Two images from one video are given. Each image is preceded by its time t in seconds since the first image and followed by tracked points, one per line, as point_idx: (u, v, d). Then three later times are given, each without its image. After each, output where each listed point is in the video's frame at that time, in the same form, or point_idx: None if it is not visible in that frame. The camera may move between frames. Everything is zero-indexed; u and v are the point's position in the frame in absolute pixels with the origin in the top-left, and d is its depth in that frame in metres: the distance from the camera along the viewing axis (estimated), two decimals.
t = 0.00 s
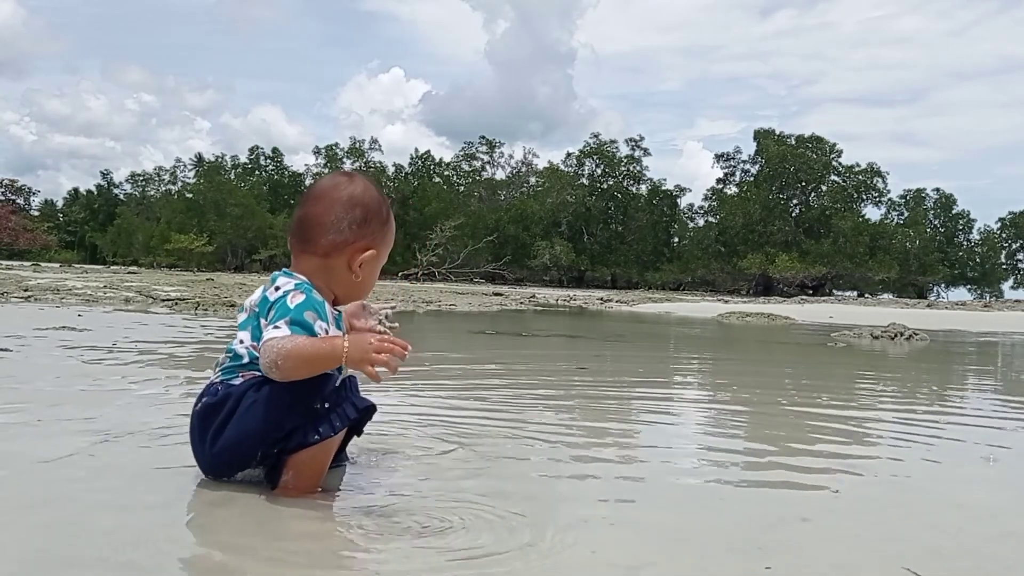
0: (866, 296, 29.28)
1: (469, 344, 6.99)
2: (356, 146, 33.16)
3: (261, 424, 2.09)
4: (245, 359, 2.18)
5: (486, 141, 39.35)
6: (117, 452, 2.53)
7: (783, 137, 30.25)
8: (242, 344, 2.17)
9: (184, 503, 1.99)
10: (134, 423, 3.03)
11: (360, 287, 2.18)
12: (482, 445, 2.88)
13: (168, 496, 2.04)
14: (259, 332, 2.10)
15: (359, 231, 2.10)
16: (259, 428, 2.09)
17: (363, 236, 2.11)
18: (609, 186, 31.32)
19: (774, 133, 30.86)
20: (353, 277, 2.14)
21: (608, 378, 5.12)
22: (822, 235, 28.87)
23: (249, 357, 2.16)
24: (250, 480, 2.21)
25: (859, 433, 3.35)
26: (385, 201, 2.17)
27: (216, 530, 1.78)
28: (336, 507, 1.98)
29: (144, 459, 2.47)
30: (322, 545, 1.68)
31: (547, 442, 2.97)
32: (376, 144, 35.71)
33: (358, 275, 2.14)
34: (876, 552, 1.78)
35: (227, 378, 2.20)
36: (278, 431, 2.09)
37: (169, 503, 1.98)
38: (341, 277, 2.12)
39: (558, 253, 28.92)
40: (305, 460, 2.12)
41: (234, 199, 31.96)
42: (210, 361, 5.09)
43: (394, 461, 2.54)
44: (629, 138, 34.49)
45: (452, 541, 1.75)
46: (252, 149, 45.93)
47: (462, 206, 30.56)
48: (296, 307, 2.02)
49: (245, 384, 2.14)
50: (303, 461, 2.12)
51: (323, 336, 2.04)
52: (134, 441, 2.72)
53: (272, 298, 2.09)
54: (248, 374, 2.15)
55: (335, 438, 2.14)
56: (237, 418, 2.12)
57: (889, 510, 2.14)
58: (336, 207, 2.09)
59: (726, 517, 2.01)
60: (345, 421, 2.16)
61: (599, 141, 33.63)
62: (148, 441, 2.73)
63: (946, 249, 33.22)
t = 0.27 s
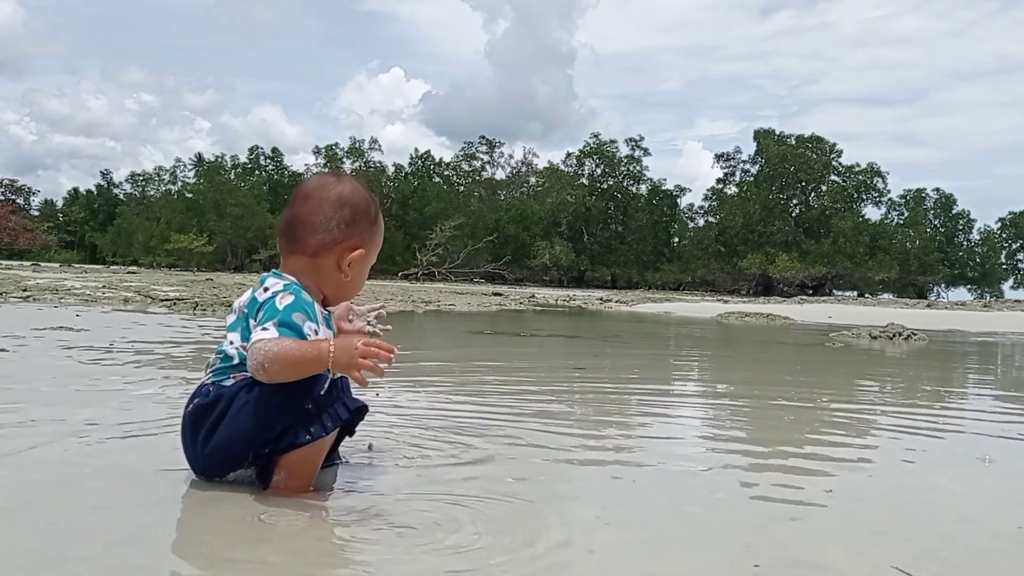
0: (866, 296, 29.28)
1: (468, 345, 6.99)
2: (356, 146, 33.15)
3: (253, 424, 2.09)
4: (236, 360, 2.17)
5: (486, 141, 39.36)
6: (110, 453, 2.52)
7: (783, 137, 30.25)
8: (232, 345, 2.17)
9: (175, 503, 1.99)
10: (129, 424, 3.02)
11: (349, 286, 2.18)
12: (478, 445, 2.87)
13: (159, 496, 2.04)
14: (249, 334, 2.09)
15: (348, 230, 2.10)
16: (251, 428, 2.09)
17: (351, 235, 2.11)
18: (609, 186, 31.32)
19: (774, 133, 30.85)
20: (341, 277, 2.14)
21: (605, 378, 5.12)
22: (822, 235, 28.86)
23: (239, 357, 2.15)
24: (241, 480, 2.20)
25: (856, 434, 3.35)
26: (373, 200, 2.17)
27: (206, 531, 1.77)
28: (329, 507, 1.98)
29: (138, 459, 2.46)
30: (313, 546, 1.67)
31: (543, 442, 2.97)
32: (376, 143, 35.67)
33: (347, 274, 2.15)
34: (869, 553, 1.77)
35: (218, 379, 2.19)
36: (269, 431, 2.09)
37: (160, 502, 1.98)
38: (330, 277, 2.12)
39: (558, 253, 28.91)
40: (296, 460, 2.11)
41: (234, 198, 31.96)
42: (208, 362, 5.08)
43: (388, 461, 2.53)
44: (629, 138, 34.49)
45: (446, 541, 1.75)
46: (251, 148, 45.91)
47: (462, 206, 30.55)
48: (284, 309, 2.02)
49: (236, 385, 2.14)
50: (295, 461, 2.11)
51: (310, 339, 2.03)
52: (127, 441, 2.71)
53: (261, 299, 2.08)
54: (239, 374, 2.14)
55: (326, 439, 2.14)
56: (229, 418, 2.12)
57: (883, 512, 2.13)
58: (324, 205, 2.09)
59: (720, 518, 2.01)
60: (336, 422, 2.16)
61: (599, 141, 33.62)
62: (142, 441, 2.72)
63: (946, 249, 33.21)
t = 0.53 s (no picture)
0: (866, 295, 29.28)
1: (466, 343, 6.98)
2: (356, 146, 33.13)
3: (247, 419, 2.09)
4: (229, 356, 2.17)
5: (486, 141, 39.36)
6: (105, 448, 2.52)
7: (783, 137, 30.24)
8: (226, 341, 2.17)
9: (170, 497, 1.99)
10: (124, 420, 3.02)
11: (343, 280, 2.17)
12: (474, 439, 2.86)
13: (154, 491, 2.03)
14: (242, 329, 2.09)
15: (339, 224, 2.09)
16: (245, 424, 2.09)
17: (343, 229, 2.10)
18: (609, 186, 31.32)
19: (774, 133, 30.84)
20: (333, 271, 2.13)
21: (604, 377, 5.11)
22: (822, 235, 28.85)
23: (233, 352, 2.15)
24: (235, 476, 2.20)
25: (853, 432, 3.34)
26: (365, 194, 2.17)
27: (202, 526, 1.77)
28: (323, 501, 1.98)
29: (132, 454, 2.46)
30: (306, 541, 1.67)
31: (539, 437, 2.96)
32: (376, 143, 35.65)
33: (339, 269, 2.14)
34: (864, 548, 1.77)
35: (212, 374, 2.19)
36: (264, 425, 2.09)
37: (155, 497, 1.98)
38: (321, 271, 2.12)
39: (558, 253, 28.91)
40: (290, 455, 2.12)
41: (234, 198, 31.95)
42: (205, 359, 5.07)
43: (383, 455, 2.53)
44: (629, 138, 34.48)
45: (438, 536, 1.74)
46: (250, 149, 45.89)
47: (462, 206, 30.53)
48: (277, 303, 2.01)
49: (231, 380, 2.14)
50: (290, 456, 2.12)
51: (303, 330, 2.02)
52: (122, 437, 2.70)
53: (254, 295, 2.08)
54: (233, 370, 2.14)
55: (321, 434, 2.14)
56: (223, 413, 2.12)
57: (881, 506, 2.13)
58: (314, 200, 2.09)
59: (717, 512, 2.00)
60: (331, 417, 2.15)
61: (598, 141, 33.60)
62: (138, 437, 2.72)
63: (946, 249, 33.21)
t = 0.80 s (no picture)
0: (866, 295, 29.29)
1: (466, 343, 6.98)
2: (356, 146, 33.11)
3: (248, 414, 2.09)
4: (229, 351, 2.16)
5: (486, 141, 39.37)
6: (105, 445, 2.51)
7: (783, 137, 30.23)
8: (224, 335, 2.16)
9: (170, 493, 1.98)
10: (124, 417, 3.01)
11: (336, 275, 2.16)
12: (474, 435, 2.86)
13: (154, 487, 2.03)
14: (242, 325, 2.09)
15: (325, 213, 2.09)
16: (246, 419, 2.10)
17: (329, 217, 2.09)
18: (609, 186, 31.33)
19: (774, 133, 30.83)
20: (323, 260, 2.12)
21: (603, 375, 5.11)
22: (822, 235, 28.86)
23: (232, 348, 2.15)
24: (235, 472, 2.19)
25: (855, 430, 3.34)
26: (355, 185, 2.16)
27: (202, 521, 1.77)
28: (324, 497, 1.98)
29: (131, 451, 2.45)
30: (306, 536, 1.67)
31: (539, 433, 2.96)
32: (376, 143, 35.63)
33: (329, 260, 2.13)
34: (866, 544, 1.77)
35: (212, 370, 2.19)
36: (266, 420, 2.09)
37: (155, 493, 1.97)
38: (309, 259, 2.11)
39: (558, 254, 28.92)
40: (291, 450, 2.12)
41: (234, 198, 31.94)
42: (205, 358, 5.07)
43: (384, 451, 2.53)
44: (629, 138, 34.49)
45: (440, 531, 1.73)
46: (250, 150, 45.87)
47: (462, 206, 30.53)
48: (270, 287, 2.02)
49: (231, 376, 2.14)
50: (290, 450, 2.12)
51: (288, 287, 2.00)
52: (121, 434, 2.70)
53: (251, 288, 2.08)
54: (233, 366, 2.14)
55: (322, 430, 2.15)
56: (225, 409, 2.12)
57: (881, 502, 2.12)
58: (300, 193, 2.10)
59: (717, 509, 2.00)
60: (332, 413, 2.16)
61: (598, 141, 33.59)
62: (138, 434, 2.72)
63: (946, 249, 33.22)
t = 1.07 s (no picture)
0: (866, 295, 29.29)
1: (465, 343, 6.97)
2: (355, 145, 33.10)
3: (248, 417, 2.09)
4: (226, 353, 2.16)
5: (486, 141, 39.35)
6: (105, 446, 2.51)
7: (783, 137, 30.23)
8: (220, 337, 2.16)
9: (170, 492, 1.98)
10: (124, 418, 3.01)
11: (328, 271, 2.16)
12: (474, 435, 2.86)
13: (156, 488, 2.03)
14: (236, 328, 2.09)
15: (315, 211, 2.09)
16: (246, 422, 2.09)
17: (320, 215, 2.10)
18: (608, 186, 31.33)
19: (773, 133, 30.83)
20: (314, 258, 2.13)
21: (603, 375, 5.11)
22: (821, 235, 28.86)
23: (227, 350, 2.15)
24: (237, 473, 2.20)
25: (855, 429, 3.34)
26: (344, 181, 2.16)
27: (202, 521, 1.77)
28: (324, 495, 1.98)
29: (131, 451, 2.45)
30: (309, 535, 1.67)
31: (540, 433, 2.96)
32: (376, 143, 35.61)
33: (320, 257, 2.13)
34: (865, 543, 1.77)
35: (211, 373, 2.18)
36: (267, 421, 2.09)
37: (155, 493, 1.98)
38: (300, 259, 2.11)
39: (558, 253, 28.93)
40: (292, 451, 2.12)
41: (234, 198, 31.94)
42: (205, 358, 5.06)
43: (385, 451, 2.53)
44: (629, 138, 34.49)
45: (441, 530, 1.74)
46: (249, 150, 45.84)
47: (462, 206, 30.52)
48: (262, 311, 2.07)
49: (230, 378, 2.14)
50: (291, 452, 2.12)
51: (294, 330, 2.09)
52: (121, 434, 2.70)
53: (246, 294, 2.07)
54: (230, 369, 2.13)
55: (323, 430, 2.15)
56: (225, 412, 2.11)
57: (881, 502, 2.12)
58: (288, 190, 2.10)
59: (716, 508, 1.99)
60: (334, 413, 2.15)
61: (598, 141, 33.58)
62: (139, 434, 2.72)
63: (946, 249, 33.22)
